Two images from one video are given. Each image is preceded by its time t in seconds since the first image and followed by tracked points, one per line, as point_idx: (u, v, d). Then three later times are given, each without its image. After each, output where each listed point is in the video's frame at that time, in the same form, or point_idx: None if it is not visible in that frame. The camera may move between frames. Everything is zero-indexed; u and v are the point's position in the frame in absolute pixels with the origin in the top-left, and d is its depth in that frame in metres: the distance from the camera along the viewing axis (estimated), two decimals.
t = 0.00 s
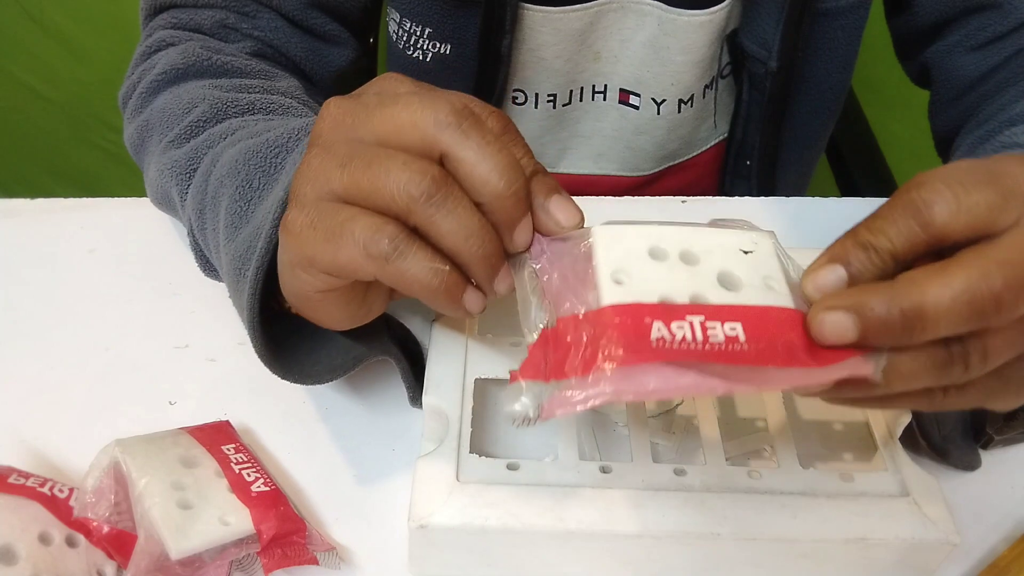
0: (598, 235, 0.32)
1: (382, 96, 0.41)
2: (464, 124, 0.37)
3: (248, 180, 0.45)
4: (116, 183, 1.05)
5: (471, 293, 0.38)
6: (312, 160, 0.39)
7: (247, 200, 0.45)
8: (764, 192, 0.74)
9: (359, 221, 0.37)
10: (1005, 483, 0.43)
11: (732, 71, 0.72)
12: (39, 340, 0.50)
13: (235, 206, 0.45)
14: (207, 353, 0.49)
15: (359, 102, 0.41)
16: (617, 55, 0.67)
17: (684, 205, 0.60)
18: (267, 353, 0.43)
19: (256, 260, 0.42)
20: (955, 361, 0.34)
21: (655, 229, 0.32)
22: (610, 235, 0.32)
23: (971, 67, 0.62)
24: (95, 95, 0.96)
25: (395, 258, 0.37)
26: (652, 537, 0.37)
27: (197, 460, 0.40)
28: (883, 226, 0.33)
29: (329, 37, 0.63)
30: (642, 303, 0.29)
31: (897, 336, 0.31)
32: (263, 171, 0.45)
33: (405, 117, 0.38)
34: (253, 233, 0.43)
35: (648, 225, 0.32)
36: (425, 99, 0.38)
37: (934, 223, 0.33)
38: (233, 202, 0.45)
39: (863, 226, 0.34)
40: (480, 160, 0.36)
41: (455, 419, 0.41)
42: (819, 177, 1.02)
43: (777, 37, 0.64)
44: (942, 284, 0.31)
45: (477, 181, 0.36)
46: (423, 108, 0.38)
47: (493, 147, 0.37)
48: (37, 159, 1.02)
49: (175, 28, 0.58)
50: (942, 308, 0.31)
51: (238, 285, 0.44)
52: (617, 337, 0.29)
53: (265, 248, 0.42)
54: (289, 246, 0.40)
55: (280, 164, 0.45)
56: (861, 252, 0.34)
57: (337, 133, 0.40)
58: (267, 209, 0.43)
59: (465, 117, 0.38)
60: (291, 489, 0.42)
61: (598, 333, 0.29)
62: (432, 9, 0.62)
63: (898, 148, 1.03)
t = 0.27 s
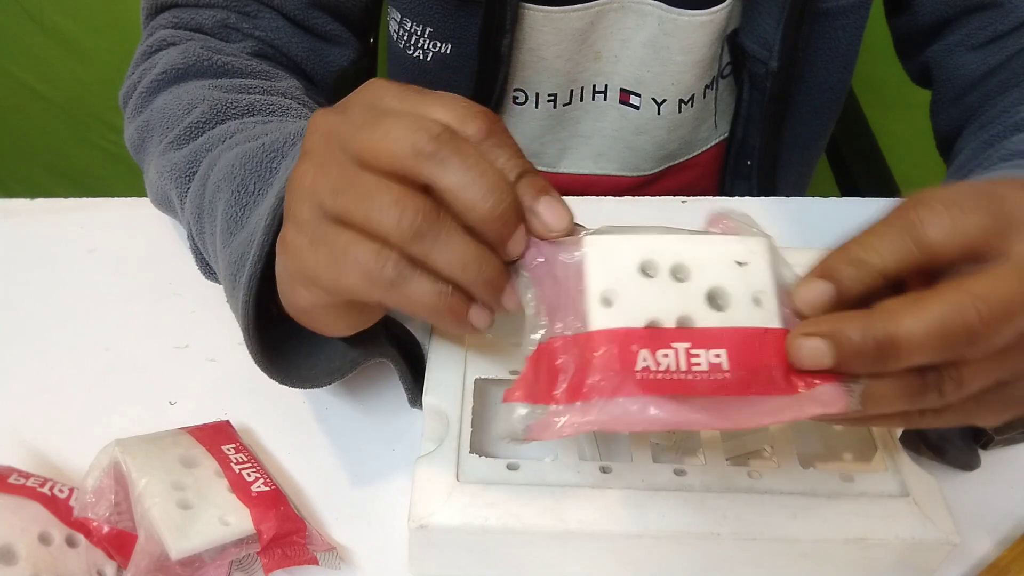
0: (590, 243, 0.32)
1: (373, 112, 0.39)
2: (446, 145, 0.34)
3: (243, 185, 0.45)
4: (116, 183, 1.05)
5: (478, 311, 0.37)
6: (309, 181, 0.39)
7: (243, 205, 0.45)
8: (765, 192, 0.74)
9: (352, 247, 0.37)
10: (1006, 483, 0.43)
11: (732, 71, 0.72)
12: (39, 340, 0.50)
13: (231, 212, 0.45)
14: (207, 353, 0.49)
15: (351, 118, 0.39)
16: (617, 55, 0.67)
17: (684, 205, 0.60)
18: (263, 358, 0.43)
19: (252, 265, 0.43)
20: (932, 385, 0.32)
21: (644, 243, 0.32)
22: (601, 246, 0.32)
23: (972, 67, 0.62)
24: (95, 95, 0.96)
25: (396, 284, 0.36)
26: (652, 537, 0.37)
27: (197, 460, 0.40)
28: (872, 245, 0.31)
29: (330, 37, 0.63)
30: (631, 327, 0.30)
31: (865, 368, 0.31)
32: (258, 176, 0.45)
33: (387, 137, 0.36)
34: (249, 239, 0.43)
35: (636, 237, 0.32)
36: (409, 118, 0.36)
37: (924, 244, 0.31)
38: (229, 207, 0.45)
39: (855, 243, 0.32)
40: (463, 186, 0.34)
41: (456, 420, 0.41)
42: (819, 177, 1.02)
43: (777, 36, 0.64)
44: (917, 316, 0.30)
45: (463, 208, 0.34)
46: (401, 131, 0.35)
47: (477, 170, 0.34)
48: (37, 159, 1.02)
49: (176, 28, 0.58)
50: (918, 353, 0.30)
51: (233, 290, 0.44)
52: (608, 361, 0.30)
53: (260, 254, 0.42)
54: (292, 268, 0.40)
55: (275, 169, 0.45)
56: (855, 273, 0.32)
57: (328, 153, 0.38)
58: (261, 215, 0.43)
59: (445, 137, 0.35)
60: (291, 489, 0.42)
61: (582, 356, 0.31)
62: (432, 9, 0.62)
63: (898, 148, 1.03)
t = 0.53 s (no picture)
0: (608, 286, 0.32)
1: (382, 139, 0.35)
2: (477, 175, 0.34)
3: (258, 193, 0.44)
4: (116, 184, 1.05)
5: (512, 339, 0.38)
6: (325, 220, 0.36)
7: (257, 213, 0.44)
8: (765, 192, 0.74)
9: (391, 294, 0.36)
10: (1006, 483, 0.43)
11: (731, 71, 0.72)
12: (38, 340, 0.50)
13: (245, 220, 0.44)
14: (207, 353, 0.49)
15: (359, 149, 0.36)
16: (617, 55, 0.67)
17: (684, 205, 0.60)
18: (278, 363, 0.42)
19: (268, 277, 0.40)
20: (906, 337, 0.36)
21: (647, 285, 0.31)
22: (619, 289, 0.31)
23: (968, 67, 0.62)
24: (95, 95, 0.96)
25: (438, 332, 0.36)
26: (652, 537, 0.37)
27: (197, 460, 0.40)
28: (802, 187, 0.34)
29: (329, 37, 0.64)
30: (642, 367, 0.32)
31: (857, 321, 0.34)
32: (272, 183, 0.44)
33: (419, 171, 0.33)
34: (263, 245, 0.42)
35: (635, 282, 0.31)
36: (433, 157, 0.34)
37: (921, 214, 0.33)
38: (242, 216, 0.44)
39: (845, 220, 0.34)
40: (500, 218, 0.33)
41: (456, 419, 0.41)
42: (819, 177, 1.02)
43: (777, 36, 0.64)
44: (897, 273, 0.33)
45: (503, 246, 0.34)
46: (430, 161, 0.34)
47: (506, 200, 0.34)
48: (37, 160, 1.02)
49: (175, 26, 0.58)
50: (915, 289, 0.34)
51: (249, 297, 0.42)
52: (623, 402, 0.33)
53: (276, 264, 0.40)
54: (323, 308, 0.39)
55: (288, 175, 0.44)
56: (808, 225, 0.34)
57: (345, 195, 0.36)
58: (275, 224, 0.41)
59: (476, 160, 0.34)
60: (291, 489, 0.42)
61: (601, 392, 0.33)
62: (432, 8, 0.62)
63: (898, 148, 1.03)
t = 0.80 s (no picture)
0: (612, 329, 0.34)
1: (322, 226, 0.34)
2: (416, 242, 0.32)
3: (238, 203, 0.43)
4: (116, 183, 1.05)
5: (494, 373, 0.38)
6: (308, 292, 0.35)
7: (237, 223, 0.43)
8: (764, 192, 0.74)
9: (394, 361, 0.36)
10: (1006, 483, 0.43)
11: (731, 71, 0.72)
12: (38, 340, 0.50)
13: (227, 228, 0.43)
14: (207, 353, 0.49)
15: (305, 229, 0.35)
16: (617, 54, 0.67)
17: (684, 205, 0.60)
18: (262, 371, 0.42)
19: (244, 292, 0.40)
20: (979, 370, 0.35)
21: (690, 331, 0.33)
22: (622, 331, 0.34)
23: (970, 66, 0.62)
24: (94, 95, 0.96)
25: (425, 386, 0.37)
26: (652, 537, 0.37)
27: (197, 460, 0.40)
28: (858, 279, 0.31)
29: (330, 36, 0.64)
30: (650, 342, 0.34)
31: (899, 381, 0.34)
32: (252, 194, 0.43)
33: (392, 265, 0.32)
34: (241, 258, 0.41)
35: (673, 334, 0.33)
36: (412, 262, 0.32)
37: (947, 277, 0.31)
38: (224, 222, 0.43)
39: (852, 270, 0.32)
40: (448, 280, 0.31)
41: (456, 419, 0.41)
42: (819, 176, 1.03)
43: (777, 36, 0.64)
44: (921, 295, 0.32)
45: (458, 304, 0.32)
46: (394, 244, 0.32)
47: (455, 260, 0.32)
48: (37, 159, 1.02)
49: (176, 24, 0.58)
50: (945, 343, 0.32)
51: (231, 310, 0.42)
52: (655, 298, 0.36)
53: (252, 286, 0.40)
54: (333, 372, 0.39)
55: (268, 186, 0.42)
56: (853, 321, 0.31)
57: (312, 280, 0.35)
58: (253, 240, 0.41)
59: (409, 231, 0.32)
60: (291, 489, 0.42)
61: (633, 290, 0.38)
62: (432, 7, 0.62)
63: (898, 147, 1.03)
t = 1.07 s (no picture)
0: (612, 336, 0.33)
1: (319, 243, 0.36)
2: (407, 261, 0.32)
3: (237, 207, 0.43)
4: (117, 184, 1.05)
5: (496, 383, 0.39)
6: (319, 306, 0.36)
7: (237, 227, 0.43)
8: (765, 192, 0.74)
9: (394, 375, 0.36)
10: (1006, 483, 0.43)
11: (731, 71, 0.72)
12: (38, 340, 0.50)
13: (225, 232, 0.43)
14: (207, 353, 0.49)
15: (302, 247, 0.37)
16: (617, 55, 0.67)
17: (684, 205, 0.60)
18: (261, 375, 0.42)
19: (243, 299, 0.40)
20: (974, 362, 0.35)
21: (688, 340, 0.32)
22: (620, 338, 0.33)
23: (970, 66, 0.62)
24: (94, 95, 0.96)
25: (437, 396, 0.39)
26: (652, 537, 0.37)
27: (197, 460, 0.40)
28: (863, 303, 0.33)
29: (329, 36, 0.64)
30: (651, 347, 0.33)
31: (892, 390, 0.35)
32: (252, 198, 0.43)
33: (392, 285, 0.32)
34: (241, 264, 0.42)
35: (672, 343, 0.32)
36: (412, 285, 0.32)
37: (951, 308, 0.33)
38: (223, 225, 0.44)
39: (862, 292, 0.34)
40: (440, 298, 0.32)
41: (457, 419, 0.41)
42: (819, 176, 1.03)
43: (777, 36, 0.64)
44: (915, 297, 0.33)
45: (448, 321, 0.32)
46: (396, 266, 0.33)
47: (446, 279, 0.32)
48: (37, 159, 1.02)
49: (175, 25, 0.58)
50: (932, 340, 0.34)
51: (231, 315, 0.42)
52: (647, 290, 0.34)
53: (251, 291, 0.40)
54: (339, 383, 0.40)
55: (267, 190, 0.43)
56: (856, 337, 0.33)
57: (310, 297, 0.36)
58: (253, 245, 0.41)
59: (403, 249, 0.33)
60: (291, 489, 0.42)
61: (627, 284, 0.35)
62: (431, 7, 0.62)
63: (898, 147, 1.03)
